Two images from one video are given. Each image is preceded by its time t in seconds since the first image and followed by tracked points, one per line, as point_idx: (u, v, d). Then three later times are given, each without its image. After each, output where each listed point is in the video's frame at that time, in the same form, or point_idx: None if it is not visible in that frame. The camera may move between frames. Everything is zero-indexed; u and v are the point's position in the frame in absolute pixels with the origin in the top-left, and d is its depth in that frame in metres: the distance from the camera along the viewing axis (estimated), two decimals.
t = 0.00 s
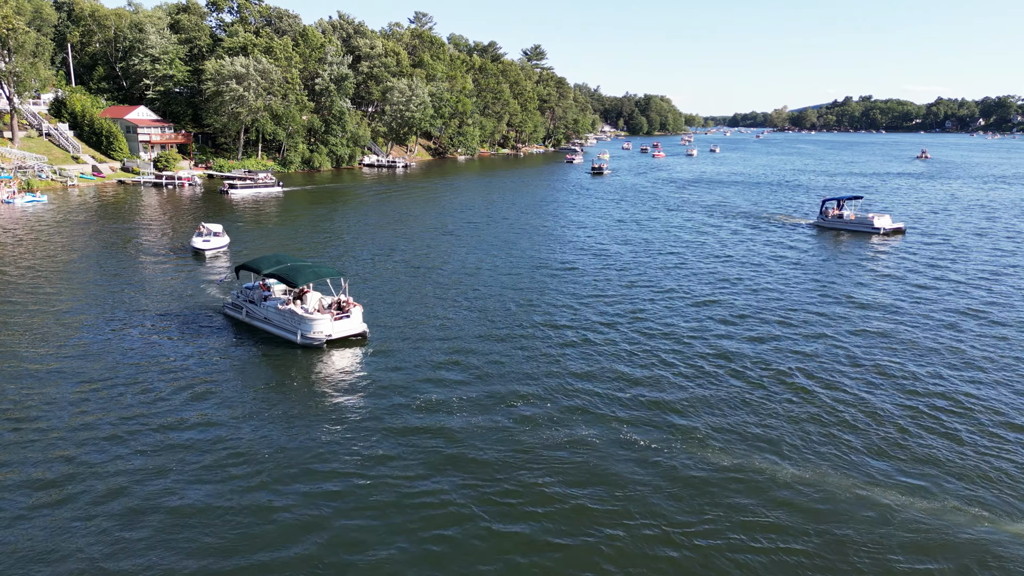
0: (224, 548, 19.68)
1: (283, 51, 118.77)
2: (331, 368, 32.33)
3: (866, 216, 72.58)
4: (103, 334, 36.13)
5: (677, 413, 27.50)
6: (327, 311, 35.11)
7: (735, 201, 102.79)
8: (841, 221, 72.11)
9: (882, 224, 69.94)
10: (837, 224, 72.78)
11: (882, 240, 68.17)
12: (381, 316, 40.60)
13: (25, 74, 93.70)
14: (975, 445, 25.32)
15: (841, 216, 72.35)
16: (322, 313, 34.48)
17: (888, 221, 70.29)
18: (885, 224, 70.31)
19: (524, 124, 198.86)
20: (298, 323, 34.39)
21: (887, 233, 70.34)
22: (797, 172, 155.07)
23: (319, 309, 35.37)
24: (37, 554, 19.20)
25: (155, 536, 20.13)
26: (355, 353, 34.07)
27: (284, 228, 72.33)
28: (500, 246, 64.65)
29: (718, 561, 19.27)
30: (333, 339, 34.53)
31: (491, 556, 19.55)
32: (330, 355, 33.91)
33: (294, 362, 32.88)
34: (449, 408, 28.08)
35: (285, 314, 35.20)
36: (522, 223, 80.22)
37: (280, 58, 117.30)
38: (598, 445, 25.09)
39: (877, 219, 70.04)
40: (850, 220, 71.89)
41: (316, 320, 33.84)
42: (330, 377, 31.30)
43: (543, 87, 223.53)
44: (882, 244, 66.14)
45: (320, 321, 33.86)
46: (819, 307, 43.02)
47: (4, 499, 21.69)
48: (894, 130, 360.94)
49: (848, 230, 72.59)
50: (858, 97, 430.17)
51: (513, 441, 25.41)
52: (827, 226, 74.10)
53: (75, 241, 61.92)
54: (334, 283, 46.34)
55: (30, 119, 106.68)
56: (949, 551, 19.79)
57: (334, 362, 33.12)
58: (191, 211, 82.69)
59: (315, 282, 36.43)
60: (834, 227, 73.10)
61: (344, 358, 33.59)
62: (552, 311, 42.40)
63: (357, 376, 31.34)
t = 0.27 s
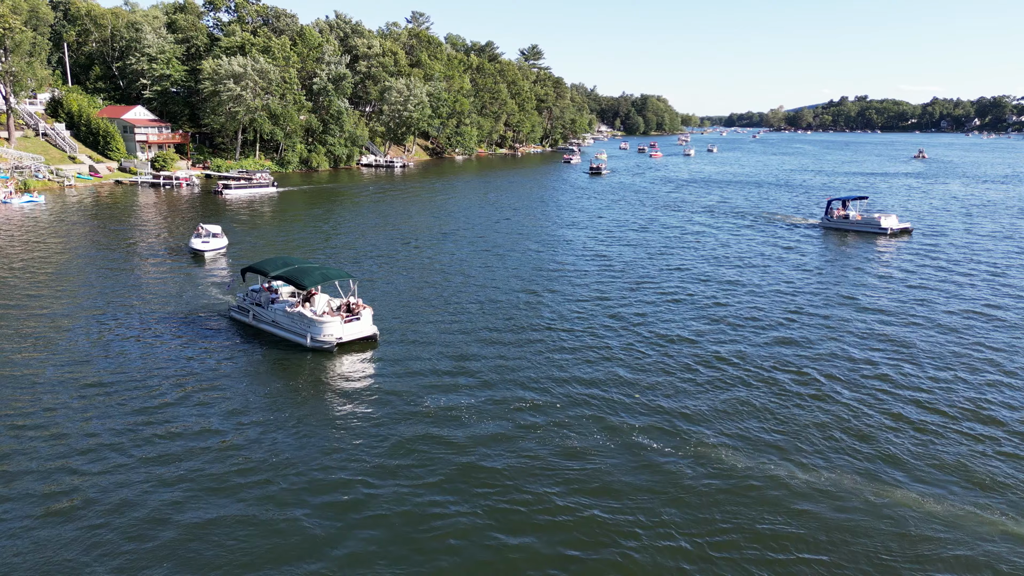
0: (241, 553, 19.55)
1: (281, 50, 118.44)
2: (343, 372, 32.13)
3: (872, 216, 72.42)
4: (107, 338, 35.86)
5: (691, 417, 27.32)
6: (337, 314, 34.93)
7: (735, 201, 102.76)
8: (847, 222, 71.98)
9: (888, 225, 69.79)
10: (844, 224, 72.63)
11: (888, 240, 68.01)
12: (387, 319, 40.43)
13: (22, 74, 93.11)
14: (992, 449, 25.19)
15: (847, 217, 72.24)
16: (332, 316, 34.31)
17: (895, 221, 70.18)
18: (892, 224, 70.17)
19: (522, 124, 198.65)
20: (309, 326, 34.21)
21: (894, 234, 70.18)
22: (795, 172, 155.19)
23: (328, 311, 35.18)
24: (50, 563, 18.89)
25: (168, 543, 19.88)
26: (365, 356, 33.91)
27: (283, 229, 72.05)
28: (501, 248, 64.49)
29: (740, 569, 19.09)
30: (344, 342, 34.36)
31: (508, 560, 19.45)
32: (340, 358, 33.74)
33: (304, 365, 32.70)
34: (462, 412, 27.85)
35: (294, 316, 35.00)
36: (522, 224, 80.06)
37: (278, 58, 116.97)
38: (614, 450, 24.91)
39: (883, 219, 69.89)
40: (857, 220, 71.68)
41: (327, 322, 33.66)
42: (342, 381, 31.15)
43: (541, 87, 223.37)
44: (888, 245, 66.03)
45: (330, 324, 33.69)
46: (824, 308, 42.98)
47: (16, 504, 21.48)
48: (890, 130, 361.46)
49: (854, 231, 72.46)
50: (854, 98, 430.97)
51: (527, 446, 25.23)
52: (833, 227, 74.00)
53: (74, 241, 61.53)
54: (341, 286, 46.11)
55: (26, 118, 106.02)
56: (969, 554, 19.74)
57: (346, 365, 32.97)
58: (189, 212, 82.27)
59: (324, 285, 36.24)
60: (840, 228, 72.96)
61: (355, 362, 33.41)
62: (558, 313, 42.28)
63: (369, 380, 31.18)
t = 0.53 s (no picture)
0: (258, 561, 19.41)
1: (280, 50, 118.12)
2: (355, 376, 31.95)
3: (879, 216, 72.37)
4: (111, 340, 35.62)
5: (705, 420, 27.27)
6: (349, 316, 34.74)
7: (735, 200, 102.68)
8: (854, 223, 71.89)
9: (896, 225, 69.77)
10: (850, 224, 72.53)
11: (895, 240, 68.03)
12: (395, 321, 40.23)
13: (19, 73, 92.64)
14: (1007, 452, 25.14)
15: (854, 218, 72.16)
16: (344, 318, 34.11)
17: (902, 221, 70.16)
18: (899, 224, 70.18)
19: (520, 123, 198.41)
20: (321, 328, 34.00)
21: (901, 234, 70.19)
22: (794, 172, 155.21)
23: (340, 313, 34.98)
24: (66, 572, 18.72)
25: (185, 550, 19.78)
26: (378, 359, 33.75)
27: (282, 229, 71.78)
28: (502, 248, 64.34)
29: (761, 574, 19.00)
30: (356, 344, 34.18)
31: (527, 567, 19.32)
32: (353, 361, 33.56)
33: (315, 368, 32.50)
34: (476, 416, 27.76)
35: (305, 319, 34.77)
36: (523, 224, 79.89)
37: (277, 58, 116.65)
38: (629, 454, 24.86)
39: (891, 219, 69.86)
40: (865, 220, 71.51)
41: (340, 325, 33.46)
42: (356, 385, 30.99)
43: (538, 87, 223.20)
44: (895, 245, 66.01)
45: (342, 326, 33.49)
46: (831, 309, 42.94)
47: (28, 512, 21.27)
48: (886, 130, 361.90)
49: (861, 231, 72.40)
50: (850, 98, 431.80)
51: (542, 450, 25.14)
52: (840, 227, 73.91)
53: (72, 242, 61.20)
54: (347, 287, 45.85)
55: (23, 118, 105.53)
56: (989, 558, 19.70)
57: (359, 368, 32.80)
58: (188, 212, 81.92)
59: (336, 286, 36.04)
60: (847, 228, 72.87)
61: (367, 364, 33.24)
62: (564, 315, 42.15)
63: (382, 384, 31.02)
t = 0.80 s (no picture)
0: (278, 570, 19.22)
1: (278, 49, 117.78)
2: (369, 379, 31.74)
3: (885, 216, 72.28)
4: (115, 342, 35.30)
5: (720, 424, 27.14)
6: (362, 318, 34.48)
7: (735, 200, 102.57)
8: (862, 223, 71.71)
9: (904, 224, 69.71)
10: (857, 224, 72.37)
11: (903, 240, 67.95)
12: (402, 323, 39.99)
13: (16, 72, 92.07)
14: None
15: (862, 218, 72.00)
16: (357, 320, 33.85)
17: (910, 221, 70.13)
18: (906, 224, 70.13)
19: (517, 123, 198.15)
20: (333, 331, 33.71)
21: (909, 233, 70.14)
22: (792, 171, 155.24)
23: (352, 315, 34.71)
24: None
25: (203, 559, 19.57)
26: (391, 362, 33.50)
27: (281, 229, 71.43)
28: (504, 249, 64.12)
29: None
30: (369, 347, 33.94)
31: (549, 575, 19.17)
32: (366, 363, 33.31)
33: (327, 371, 32.25)
34: (491, 421, 27.60)
35: (316, 321, 34.49)
36: (523, 224, 79.68)
37: (275, 57, 116.28)
38: (646, 459, 24.72)
39: (898, 219, 69.77)
40: (872, 220, 71.41)
41: (353, 327, 33.19)
42: (370, 388, 30.74)
43: (536, 87, 223.01)
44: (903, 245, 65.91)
45: (355, 328, 33.23)
46: (839, 311, 42.84)
47: (42, 521, 21.01)
48: (882, 130, 362.64)
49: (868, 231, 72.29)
50: (846, 98, 432.72)
51: (559, 456, 25.00)
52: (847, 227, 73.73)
53: (71, 241, 60.78)
54: (353, 288, 45.56)
55: (20, 118, 104.97)
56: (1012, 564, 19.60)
57: (372, 371, 32.56)
58: (186, 211, 81.54)
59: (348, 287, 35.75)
60: (854, 228, 72.68)
61: (380, 367, 33.00)
62: (572, 317, 41.95)
63: (396, 387, 30.77)
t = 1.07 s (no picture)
0: None
1: (275, 49, 117.40)
2: (384, 381, 31.63)
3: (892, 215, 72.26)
4: (120, 345, 35.06)
5: (735, 427, 27.11)
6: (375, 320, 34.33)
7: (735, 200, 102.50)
8: (869, 222, 71.61)
9: (912, 224, 69.70)
10: (864, 224, 72.22)
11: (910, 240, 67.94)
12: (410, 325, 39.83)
13: (12, 71, 91.53)
14: None
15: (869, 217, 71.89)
16: (371, 322, 33.71)
17: (917, 221, 70.10)
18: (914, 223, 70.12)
19: (514, 123, 197.91)
20: (347, 332, 33.55)
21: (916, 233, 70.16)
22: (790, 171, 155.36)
23: (365, 317, 34.56)
24: None
25: (222, 567, 19.45)
26: (405, 364, 33.42)
27: (280, 229, 71.12)
28: (505, 249, 63.96)
29: None
30: (383, 349, 33.87)
31: None
32: (380, 365, 33.20)
33: (342, 374, 32.10)
34: (506, 426, 27.46)
35: (329, 322, 34.31)
36: (523, 224, 79.54)
37: (273, 57, 115.94)
38: (662, 463, 24.66)
39: (906, 218, 69.71)
40: (879, 220, 71.38)
41: (368, 328, 33.05)
42: (386, 391, 30.64)
43: (533, 86, 222.86)
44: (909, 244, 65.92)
45: (370, 330, 33.10)
46: (846, 311, 42.82)
47: (58, 529, 20.86)
48: (878, 130, 363.26)
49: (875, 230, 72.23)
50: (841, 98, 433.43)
51: (576, 460, 24.93)
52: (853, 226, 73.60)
53: (70, 241, 60.44)
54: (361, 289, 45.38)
55: (17, 117, 104.47)
56: None
57: (388, 373, 32.48)
58: (184, 211, 81.22)
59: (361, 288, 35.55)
60: (861, 228, 72.58)
61: (394, 370, 32.89)
62: (578, 318, 41.82)
63: (411, 390, 30.68)
